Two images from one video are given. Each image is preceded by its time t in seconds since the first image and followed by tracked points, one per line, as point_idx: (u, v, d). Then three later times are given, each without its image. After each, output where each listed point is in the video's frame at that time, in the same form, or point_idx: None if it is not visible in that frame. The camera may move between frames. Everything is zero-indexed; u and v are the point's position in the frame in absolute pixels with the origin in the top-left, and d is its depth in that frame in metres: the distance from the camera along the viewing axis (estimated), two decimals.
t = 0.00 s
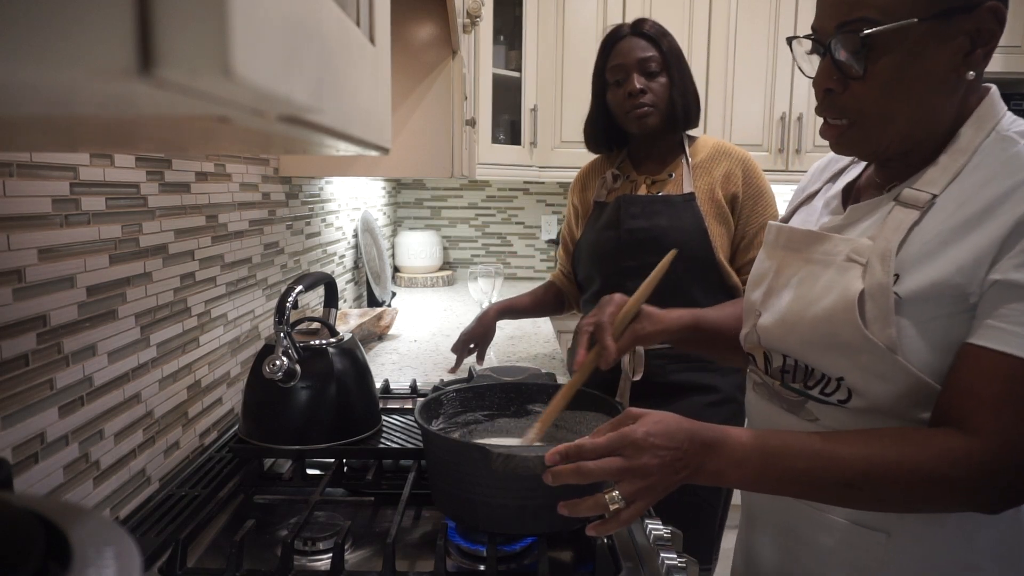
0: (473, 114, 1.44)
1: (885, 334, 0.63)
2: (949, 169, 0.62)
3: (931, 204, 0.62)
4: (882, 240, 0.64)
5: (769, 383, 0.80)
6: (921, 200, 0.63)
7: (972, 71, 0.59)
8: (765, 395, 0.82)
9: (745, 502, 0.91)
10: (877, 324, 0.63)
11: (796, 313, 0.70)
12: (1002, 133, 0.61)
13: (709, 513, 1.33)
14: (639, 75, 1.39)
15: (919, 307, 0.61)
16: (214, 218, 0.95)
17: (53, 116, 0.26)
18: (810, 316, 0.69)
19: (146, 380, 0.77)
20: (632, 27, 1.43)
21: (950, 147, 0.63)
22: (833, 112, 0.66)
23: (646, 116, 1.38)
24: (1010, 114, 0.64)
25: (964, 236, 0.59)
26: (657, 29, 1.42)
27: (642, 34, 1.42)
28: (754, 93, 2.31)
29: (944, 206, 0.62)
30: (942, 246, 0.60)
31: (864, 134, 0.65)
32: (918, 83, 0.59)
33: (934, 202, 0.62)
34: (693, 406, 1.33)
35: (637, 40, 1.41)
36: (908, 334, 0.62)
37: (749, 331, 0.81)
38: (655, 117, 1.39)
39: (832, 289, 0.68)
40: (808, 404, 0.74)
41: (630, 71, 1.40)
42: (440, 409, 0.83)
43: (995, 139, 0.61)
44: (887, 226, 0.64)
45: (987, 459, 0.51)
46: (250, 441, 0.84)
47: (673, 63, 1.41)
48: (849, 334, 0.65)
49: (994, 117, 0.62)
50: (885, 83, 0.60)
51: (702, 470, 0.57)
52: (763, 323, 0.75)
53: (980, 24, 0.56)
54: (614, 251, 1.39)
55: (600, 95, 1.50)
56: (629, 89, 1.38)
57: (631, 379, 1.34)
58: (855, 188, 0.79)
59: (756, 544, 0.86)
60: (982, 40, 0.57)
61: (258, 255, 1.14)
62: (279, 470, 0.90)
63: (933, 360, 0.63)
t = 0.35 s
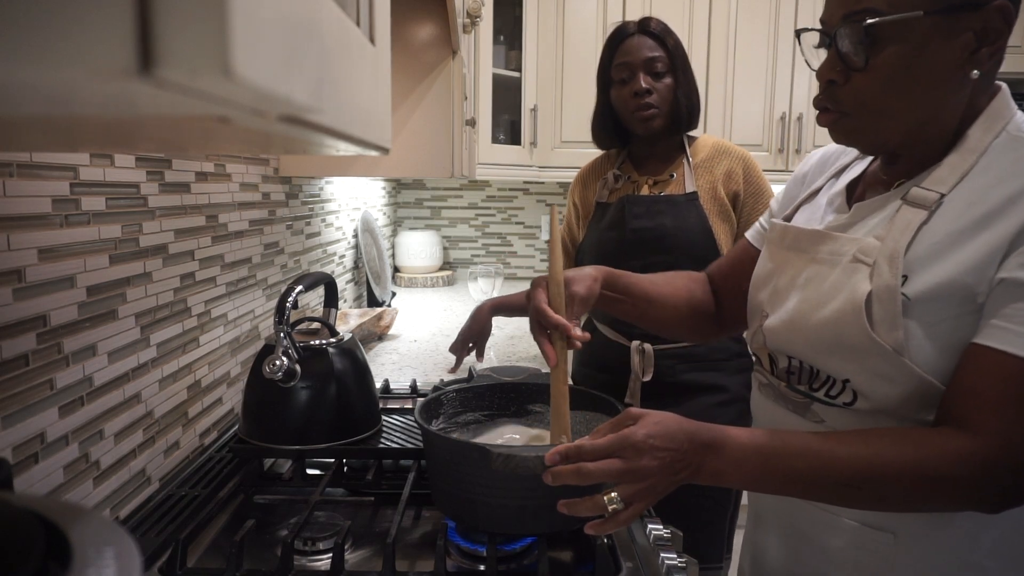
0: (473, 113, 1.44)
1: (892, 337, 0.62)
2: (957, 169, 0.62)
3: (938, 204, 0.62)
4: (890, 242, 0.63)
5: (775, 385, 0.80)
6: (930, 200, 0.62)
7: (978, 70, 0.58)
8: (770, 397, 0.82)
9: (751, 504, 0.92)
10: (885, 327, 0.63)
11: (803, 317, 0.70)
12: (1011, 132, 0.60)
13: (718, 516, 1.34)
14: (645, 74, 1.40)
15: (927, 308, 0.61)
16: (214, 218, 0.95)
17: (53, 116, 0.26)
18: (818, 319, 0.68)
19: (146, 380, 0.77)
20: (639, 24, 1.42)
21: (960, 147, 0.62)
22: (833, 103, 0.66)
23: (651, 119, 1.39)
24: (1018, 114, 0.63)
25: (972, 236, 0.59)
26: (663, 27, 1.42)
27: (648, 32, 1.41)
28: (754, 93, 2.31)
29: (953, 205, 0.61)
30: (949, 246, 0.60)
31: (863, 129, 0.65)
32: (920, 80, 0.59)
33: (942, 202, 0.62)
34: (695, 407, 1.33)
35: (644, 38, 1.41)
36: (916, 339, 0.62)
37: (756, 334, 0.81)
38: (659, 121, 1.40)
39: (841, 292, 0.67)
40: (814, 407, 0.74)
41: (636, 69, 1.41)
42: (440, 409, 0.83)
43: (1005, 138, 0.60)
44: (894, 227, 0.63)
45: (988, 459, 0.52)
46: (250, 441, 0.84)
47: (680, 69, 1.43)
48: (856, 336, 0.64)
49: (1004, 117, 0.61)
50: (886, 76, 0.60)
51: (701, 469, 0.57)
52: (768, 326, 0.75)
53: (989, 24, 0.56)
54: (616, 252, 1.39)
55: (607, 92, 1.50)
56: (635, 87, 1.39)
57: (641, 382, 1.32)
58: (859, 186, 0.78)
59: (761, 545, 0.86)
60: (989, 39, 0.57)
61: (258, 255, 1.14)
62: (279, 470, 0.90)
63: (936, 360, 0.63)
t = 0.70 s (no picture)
0: (473, 113, 1.44)
1: (905, 343, 0.62)
2: (958, 169, 0.61)
3: (942, 208, 0.62)
4: (897, 248, 0.63)
5: (780, 392, 0.80)
6: (933, 202, 0.62)
7: (968, 70, 0.58)
8: (775, 403, 0.82)
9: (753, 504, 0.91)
10: (897, 333, 0.63)
11: (807, 320, 0.70)
12: (1008, 132, 0.61)
13: (716, 514, 1.33)
14: (650, 73, 1.40)
15: (935, 311, 0.62)
16: (214, 218, 0.95)
17: (54, 116, 0.26)
18: (825, 325, 0.68)
19: (146, 380, 0.77)
20: (643, 25, 1.42)
21: (957, 147, 0.62)
22: (826, 98, 0.66)
23: (654, 116, 1.39)
24: (1012, 112, 0.64)
25: (977, 237, 0.59)
26: (667, 28, 1.42)
27: (653, 33, 1.42)
28: (754, 93, 2.31)
29: (956, 208, 0.61)
30: (954, 249, 0.60)
31: (859, 124, 0.64)
32: (914, 75, 0.59)
33: (946, 205, 0.62)
34: (696, 407, 1.33)
35: (649, 38, 1.41)
36: (926, 338, 0.62)
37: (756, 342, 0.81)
38: (663, 117, 1.40)
39: (849, 300, 0.66)
40: (823, 413, 0.74)
41: (641, 69, 1.41)
42: (440, 408, 0.83)
43: (1002, 138, 0.61)
44: (900, 232, 0.63)
45: (988, 458, 0.52)
46: (250, 441, 0.84)
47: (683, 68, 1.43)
48: (867, 342, 0.64)
49: (999, 117, 0.62)
50: (879, 70, 0.60)
51: (700, 468, 0.57)
52: (773, 334, 0.75)
53: (981, 24, 0.56)
54: (616, 252, 1.39)
55: (609, 93, 1.50)
56: (640, 87, 1.39)
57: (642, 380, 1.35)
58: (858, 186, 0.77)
59: (764, 546, 0.86)
60: (981, 40, 0.57)
61: (258, 255, 1.14)
62: (279, 470, 0.90)
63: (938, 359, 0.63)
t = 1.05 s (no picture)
0: (473, 113, 1.44)
1: (902, 345, 0.62)
2: (958, 173, 0.61)
3: (943, 211, 0.61)
4: (895, 250, 0.62)
5: (778, 392, 0.79)
6: (934, 205, 0.62)
7: (966, 74, 0.59)
8: (773, 403, 0.81)
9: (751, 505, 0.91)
10: (893, 335, 0.62)
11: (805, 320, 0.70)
12: (1011, 135, 0.61)
13: (712, 514, 1.33)
14: (651, 74, 1.40)
15: (934, 315, 0.61)
16: (214, 218, 0.95)
17: (54, 116, 0.26)
18: (823, 326, 0.68)
19: (146, 380, 0.77)
20: (645, 26, 1.42)
21: (958, 149, 0.62)
22: (825, 107, 0.66)
23: (654, 117, 1.39)
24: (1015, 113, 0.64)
25: (978, 241, 0.59)
26: (670, 28, 1.42)
27: (655, 34, 1.42)
28: (754, 93, 2.31)
29: (957, 211, 0.61)
30: (955, 253, 0.60)
31: (857, 134, 0.64)
32: (910, 81, 0.59)
33: (947, 207, 0.61)
34: (695, 407, 1.33)
35: (652, 39, 1.41)
36: (921, 344, 0.62)
37: (753, 342, 0.81)
38: (663, 118, 1.40)
39: (846, 301, 0.66)
40: (820, 415, 0.74)
41: (642, 69, 1.41)
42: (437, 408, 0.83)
43: (1005, 140, 0.61)
44: (899, 234, 0.63)
45: (987, 461, 0.51)
46: (251, 441, 0.84)
47: (685, 69, 1.43)
48: (866, 345, 0.64)
49: (1002, 119, 0.62)
50: (876, 78, 0.60)
51: (699, 469, 0.57)
52: (771, 335, 0.75)
53: (977, 28, 0.57)
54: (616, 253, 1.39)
55: (610, 93, 1.50)
56: (641, 87, 1.39)
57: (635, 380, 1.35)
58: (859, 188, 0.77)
59: (761, 547, 0.86)
60: (977, 44, 0.57)
61: (258, 255, 1.14)
62: (279, 470, 0.90)
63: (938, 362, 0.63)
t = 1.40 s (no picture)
0: (473, 113, 1.44)
1: (884, 343, 0.62)
2: (948, 173, 0.62)
3: (931, 211, 0.62)
4: (880, 248, 0.63)
5: (769, 392, 0.79)
6: (920, 205, 0.62)
7: (960, 74, 0.58)
8: (765, 402, 0.82)
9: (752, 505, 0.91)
10: (876, 334, 0.63)
11: (794, 319, 0.70)
12: (1005, 134, 0.60)
13: (708, 514, 1.34)
14: (650, 73, 1.41)
15: (918, 316, 0.61)
16: (214, 218, 0.95)
17: (54, 116, 0.26)
18: (809, 323, 0.68)
19: (146, 380, 0.77)
20: (643, 26, 1.43)
21: (950, 150, 0.62)
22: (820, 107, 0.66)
23: (653, 114, 1.39)
24: (1011, 114, 0.63)
25: (962, 242, 0.59)
26: (666, 29, 1.43)
27: (653, 35, 1.43)
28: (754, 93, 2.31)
29: (945, 212, 0.61)
30: (939, 254, 0.60)
31: (855, 132, 0.64)
32: (906, 79, 0.59)
33: (935, 207, 0.62)
34: (695, 407, 1.33)
35: (650, 39, 1.42)
36: (905, 345, 0.62)
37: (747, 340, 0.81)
38: (663, 116, 1.40)
39: (829, 299, 0.67)
40: (808, 414, 0.74)
41: (641, 68, 1.41)
42: (436, 408, 0.83)
43: (999, 139, 0.60)
44: (885, 233, 0.63)
45: (984, 464, 0.51)
46: (250, 441, 0.84)
47: (683, 68, 1.43)
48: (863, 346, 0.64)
49: (996, 119, 0.61)
50: (872, 78, 0.60)
51: (695, 471, 0.57)
52: (761, 330, 0.75)
53: (970, 27, 0.56)
54: (615, 253, 1.39)
55: (608, 92, 1.50)
56: (640, 85, 1.39)
57: (630, 380, 1.35)
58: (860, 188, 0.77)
59: (756, 547, 0.86)
60: (971, 42, 0.57)
61: (258, 255, 1.14)
62: (279, 470, 0.90)
63: (931, 365, 0.63)
